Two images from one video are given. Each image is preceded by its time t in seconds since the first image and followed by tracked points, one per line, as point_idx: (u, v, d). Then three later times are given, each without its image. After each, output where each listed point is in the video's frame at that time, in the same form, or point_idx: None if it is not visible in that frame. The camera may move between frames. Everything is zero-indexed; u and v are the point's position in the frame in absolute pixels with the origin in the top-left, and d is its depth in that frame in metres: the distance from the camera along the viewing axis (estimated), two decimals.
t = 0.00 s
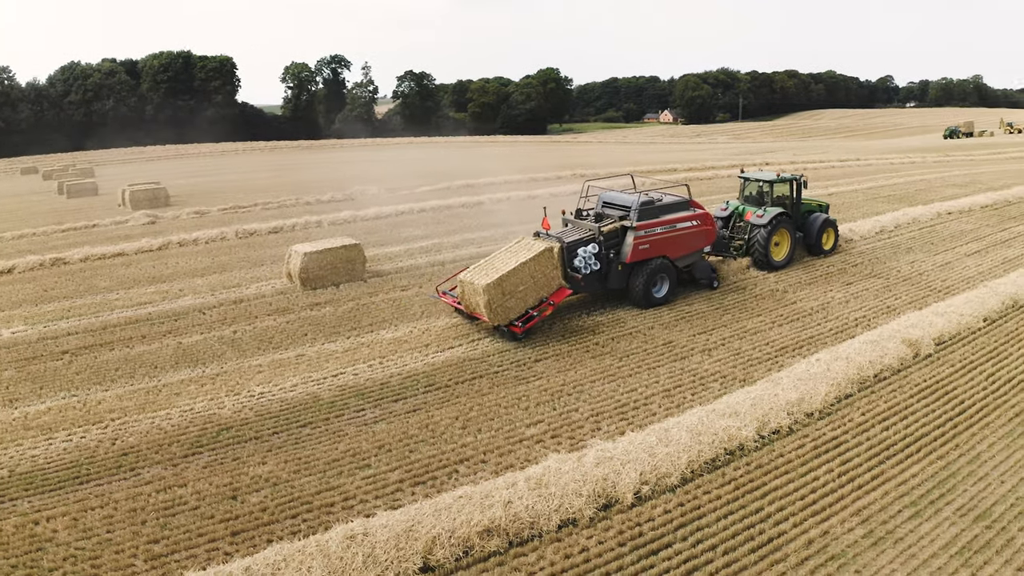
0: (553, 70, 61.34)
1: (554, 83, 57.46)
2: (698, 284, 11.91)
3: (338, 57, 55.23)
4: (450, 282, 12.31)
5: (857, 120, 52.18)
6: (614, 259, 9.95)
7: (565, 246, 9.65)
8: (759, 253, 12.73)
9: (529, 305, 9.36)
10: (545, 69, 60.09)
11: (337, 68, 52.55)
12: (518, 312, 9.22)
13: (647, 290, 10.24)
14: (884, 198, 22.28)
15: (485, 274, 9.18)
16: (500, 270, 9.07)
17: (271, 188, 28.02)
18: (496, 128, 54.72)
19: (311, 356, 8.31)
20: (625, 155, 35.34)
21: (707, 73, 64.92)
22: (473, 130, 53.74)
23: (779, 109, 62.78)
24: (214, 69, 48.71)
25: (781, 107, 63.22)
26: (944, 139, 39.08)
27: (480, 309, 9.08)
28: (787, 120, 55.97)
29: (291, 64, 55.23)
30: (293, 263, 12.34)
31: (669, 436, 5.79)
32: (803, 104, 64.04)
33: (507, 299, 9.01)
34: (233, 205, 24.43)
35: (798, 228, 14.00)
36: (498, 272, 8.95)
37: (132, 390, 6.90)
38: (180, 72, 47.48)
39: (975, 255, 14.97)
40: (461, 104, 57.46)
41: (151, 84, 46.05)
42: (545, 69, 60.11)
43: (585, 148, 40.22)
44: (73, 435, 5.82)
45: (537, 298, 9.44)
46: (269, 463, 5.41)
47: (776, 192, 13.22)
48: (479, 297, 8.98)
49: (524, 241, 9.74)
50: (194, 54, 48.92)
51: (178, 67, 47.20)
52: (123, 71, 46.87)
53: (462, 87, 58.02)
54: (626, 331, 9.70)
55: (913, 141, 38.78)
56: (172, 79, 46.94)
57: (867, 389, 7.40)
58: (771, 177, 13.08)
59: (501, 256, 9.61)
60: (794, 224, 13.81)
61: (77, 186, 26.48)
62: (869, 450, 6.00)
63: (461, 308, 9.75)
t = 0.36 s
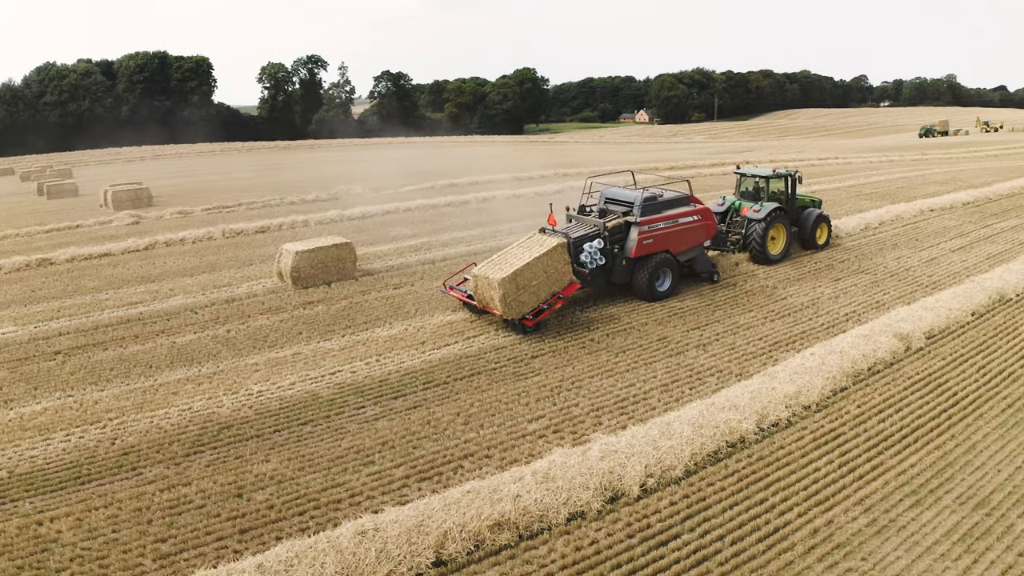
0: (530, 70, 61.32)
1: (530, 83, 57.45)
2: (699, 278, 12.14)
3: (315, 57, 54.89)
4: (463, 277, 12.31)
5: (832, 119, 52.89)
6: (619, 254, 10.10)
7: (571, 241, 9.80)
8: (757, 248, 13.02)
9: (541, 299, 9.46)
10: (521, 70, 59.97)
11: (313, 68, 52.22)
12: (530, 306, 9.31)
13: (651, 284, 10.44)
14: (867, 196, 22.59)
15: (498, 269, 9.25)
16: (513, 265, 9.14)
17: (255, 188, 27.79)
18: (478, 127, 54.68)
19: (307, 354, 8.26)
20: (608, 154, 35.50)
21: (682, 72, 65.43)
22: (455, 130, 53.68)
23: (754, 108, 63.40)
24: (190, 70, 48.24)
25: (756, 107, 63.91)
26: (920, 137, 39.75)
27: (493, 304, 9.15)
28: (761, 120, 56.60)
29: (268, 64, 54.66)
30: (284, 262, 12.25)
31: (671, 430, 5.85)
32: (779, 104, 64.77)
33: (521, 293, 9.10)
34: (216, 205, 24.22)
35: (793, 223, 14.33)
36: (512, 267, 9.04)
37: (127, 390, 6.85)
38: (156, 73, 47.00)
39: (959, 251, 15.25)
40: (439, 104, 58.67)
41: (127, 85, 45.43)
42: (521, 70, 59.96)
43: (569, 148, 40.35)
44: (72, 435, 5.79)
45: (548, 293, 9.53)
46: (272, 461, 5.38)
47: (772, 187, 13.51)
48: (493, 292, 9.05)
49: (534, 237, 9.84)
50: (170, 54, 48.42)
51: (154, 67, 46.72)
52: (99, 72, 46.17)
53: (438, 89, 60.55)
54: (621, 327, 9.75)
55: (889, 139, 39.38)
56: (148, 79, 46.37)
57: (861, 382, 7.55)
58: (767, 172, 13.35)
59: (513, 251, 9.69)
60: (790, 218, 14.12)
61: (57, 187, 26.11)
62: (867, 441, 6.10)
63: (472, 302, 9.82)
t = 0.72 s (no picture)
0: (512, 70, 61.24)
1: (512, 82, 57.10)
2: (699, 273, 12.46)
3: (296, 57, 54.12)
4: (470, 272, 12.27)
5: (812, 119, 53.28)
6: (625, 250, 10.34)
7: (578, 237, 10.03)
8: (755, 243, 13.28)
9: (555, 295, 9.49)
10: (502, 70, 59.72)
11: (294, 68, 51.75)
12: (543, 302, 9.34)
13: (655, 278, 10.71)
14: (853, 194, 22.78)
15: (511, 266, 9.29)
16: (526, 262, 9.19)
17: (244, 188, 27.60)
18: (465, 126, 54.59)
19: (307, 353, 8.23)
20: (596, 154, 35.59)
21: (663, 71, 65.70)
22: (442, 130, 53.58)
23: (734, 108, 63.80)
24: (171, 70, 47.74)
25: (737, 107, 64.27)
26: (899, 136, 40.17)
27: (507, 301, 9.19)
28: (742, 119, 56.98)
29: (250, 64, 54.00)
30: (279, 261, 12.18)
31: (677, 424, 5.89)
32: (759, 105, 65.15)
33: (534, 290, 9.14)
34: (205, 205, 24.02)
35: (790, 220, 14.62)
36: (524, 264, 9.09)
37: (127, 390, 6.80)
38: (137, 74, 46.35)
39: (948, 248, 15.43)
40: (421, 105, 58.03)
41: (108, 86, 44.83)
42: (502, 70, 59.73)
43: (557, 147, 40.41)
44: (75, 436, 5.74)
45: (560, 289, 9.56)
46: (280, 459, 5.36)
47: (770, 184, 13.82)
48: (506, 289, 9.09)
49: (546, 235, 9.89)
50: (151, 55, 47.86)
51: (135, 68, 46.13)
52: (80, 72, 45.54)
53: (419, 88, 59.81)
54: (620, 324, 9.79)
55: (869, 139, 39.74)
56: (129, 80, 45.79)
57: (860, 376, 7.63)
58: (764, 170, 13.67)
59: (525, 248, 9.73)
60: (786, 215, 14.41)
61: (41, 188, 25.77)
62: (869, 434, 6.18)
63: (486, 300, 9.85)
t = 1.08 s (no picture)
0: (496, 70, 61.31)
1: (495, 83, 57.97)
2: (700, 269, 12.69)
3: (280, 57, 52.60)
4: (478, 269, 12.23)
5: (795, 118, 53.66)
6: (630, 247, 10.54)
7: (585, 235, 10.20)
8: (754, 240, 13.43)
9: (567, 292, 9.53)
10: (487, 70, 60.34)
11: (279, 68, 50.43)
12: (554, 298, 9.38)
13: (659, 275, 10.92)
14: (841, 193, 22.96)
15: (524, 263, 9.29)
16: (539, 259, 9.20)
17: (235, 189, 27.42)
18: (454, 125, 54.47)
19: (310, 352, 8.20)
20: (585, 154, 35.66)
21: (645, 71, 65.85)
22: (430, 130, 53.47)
23: (716, 107, 64.09)
24: (154, 71, 46.96)
25: (719, 106, 64.59)
26: (882, 135, 40.54)
27: (519, 297, 9.21)
28: (723, 119, 57.28)
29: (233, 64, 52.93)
30: (277, 261, 12.13)
31: (684, 420, 5.92)
32: (741, 104, 65.45)
33: (546, 286, 9.17)
34: (196, 206, 23.84)
35: (787, 218, 14.81)
36: (537, 260, 9.12)
37: (131, 390, 6.76)
38: (120, 74, 45.57)
39: (939, 246, 15.59)
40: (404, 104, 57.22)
41: (91, 87, 44.09)
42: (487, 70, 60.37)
43: (546, 147, 40.50)
44: (80, 437, 5.69)
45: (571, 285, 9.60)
46: (289, 458, 5.34)
47: (768, 182, 14.07)
48: (518, 285, 9.11)
49: (557, 232, 9.93)
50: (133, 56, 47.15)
51: (118, 69, 45.31)
52: (62, 72, 44.80)
53: (403, 88, 58.05)
54: (621, 321, 9.84)
55: (852, 139, 40.12)
56: (112, 81, 44.99)
57: (860, 372, 7.71)
58: (762, 168, 13.89)
59: (536, 245, 9.74)
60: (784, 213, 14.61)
61: (29, 189, 25.43)
62: (873, 428, 6.24)
63: (496, 296, 9.85)
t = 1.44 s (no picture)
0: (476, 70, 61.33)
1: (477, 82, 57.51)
2: (698, 267, 12.78)
3: (263, 60, 51.59)
4: (477, 268, 12.23)
5: (775, 118, 54.05)
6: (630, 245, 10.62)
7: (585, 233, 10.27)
8: (750, 237, 13.57)
9: (571, 289, 9.59)
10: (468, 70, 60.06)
11: (261, 69, 49.57)
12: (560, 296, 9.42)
13: (659, 273, 10.99)
14: (828, 191, 23.17)
15: (530, 261, 9.31)
16: (546, 257, 9.23)
17: (224, 189, 27.23)
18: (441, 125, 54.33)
19: (310, 351, 8.17)
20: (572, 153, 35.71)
21: (625, 71, 65.90)
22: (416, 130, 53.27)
23: (696, 107, 64.39)
24: (135, 72, 45.89)
25: (698, 106, 64.86)
26: (863, 135, 40.96)
27: (525, 295, 9.23)
28: (703, 119, 57.53)
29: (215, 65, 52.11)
30: (273, 260, 12.06)
31: (689, 416, 5.97)
32: (720, 105, 65.79)
33: (552, 284, 9.20)
34: (184, 207, 23.62)
35: (781, 215, 14.97)
36: (544, 259, 9.14)
37: (133, 391, 6.71)
38: (100, 74, 44.55)
39: (928, 244, 15.79)
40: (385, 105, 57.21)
41: (71, 87, 43.14)
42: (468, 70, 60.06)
43: (534, 146, 40.53)
44: (83, 438, 5.65)
45: (576, 283, 9.65)
46: (298, 457, 5.32)
47: (762, 180, 14.22)
48: (524, 283, 9.13)
49: (563, 230, 9.96)
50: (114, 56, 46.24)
51: (99, 69, 44.31)
52: (42, 73, 43.91)
53: (384, 87, 58.01)
54: (619, 319, 9.88)
55: (832, 138, 40.48)
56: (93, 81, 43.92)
57: (859, 369, 7.80)
58: (756, 167, 14.05)
59: (542, 244, 9.77)
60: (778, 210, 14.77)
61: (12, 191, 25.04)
62: (874, 422, 6.33)
63: (498, 293, 9.88)
